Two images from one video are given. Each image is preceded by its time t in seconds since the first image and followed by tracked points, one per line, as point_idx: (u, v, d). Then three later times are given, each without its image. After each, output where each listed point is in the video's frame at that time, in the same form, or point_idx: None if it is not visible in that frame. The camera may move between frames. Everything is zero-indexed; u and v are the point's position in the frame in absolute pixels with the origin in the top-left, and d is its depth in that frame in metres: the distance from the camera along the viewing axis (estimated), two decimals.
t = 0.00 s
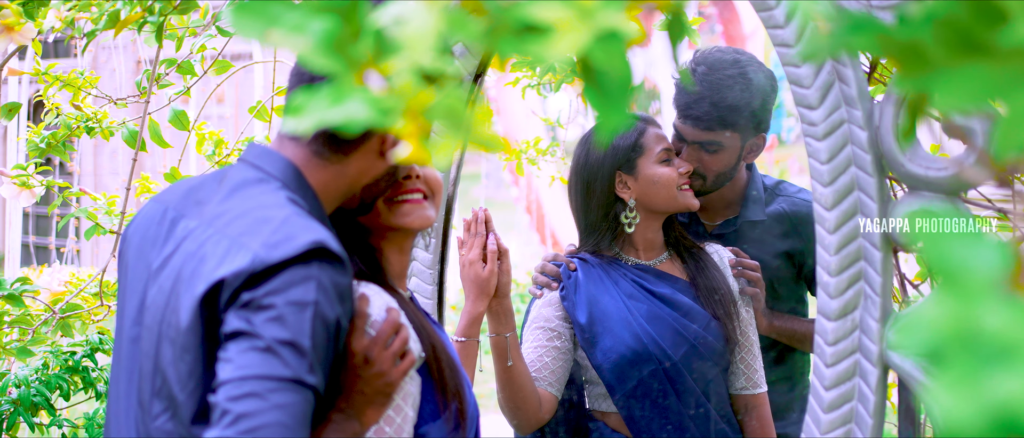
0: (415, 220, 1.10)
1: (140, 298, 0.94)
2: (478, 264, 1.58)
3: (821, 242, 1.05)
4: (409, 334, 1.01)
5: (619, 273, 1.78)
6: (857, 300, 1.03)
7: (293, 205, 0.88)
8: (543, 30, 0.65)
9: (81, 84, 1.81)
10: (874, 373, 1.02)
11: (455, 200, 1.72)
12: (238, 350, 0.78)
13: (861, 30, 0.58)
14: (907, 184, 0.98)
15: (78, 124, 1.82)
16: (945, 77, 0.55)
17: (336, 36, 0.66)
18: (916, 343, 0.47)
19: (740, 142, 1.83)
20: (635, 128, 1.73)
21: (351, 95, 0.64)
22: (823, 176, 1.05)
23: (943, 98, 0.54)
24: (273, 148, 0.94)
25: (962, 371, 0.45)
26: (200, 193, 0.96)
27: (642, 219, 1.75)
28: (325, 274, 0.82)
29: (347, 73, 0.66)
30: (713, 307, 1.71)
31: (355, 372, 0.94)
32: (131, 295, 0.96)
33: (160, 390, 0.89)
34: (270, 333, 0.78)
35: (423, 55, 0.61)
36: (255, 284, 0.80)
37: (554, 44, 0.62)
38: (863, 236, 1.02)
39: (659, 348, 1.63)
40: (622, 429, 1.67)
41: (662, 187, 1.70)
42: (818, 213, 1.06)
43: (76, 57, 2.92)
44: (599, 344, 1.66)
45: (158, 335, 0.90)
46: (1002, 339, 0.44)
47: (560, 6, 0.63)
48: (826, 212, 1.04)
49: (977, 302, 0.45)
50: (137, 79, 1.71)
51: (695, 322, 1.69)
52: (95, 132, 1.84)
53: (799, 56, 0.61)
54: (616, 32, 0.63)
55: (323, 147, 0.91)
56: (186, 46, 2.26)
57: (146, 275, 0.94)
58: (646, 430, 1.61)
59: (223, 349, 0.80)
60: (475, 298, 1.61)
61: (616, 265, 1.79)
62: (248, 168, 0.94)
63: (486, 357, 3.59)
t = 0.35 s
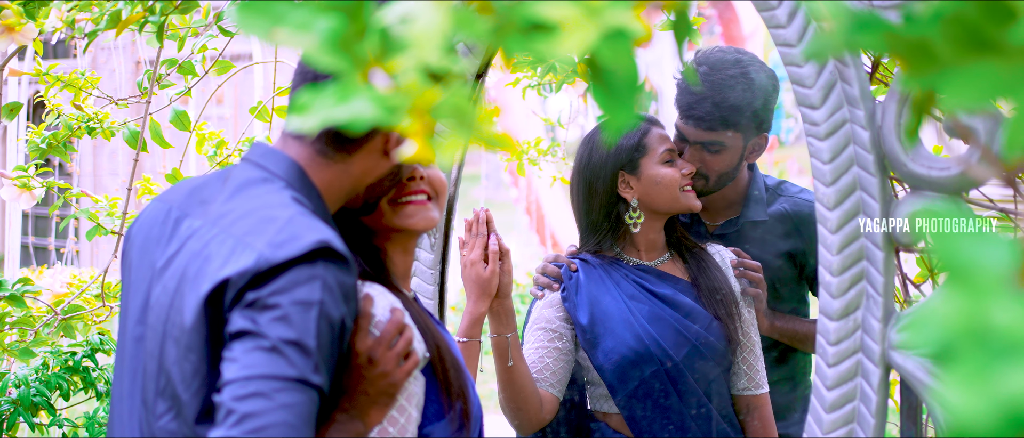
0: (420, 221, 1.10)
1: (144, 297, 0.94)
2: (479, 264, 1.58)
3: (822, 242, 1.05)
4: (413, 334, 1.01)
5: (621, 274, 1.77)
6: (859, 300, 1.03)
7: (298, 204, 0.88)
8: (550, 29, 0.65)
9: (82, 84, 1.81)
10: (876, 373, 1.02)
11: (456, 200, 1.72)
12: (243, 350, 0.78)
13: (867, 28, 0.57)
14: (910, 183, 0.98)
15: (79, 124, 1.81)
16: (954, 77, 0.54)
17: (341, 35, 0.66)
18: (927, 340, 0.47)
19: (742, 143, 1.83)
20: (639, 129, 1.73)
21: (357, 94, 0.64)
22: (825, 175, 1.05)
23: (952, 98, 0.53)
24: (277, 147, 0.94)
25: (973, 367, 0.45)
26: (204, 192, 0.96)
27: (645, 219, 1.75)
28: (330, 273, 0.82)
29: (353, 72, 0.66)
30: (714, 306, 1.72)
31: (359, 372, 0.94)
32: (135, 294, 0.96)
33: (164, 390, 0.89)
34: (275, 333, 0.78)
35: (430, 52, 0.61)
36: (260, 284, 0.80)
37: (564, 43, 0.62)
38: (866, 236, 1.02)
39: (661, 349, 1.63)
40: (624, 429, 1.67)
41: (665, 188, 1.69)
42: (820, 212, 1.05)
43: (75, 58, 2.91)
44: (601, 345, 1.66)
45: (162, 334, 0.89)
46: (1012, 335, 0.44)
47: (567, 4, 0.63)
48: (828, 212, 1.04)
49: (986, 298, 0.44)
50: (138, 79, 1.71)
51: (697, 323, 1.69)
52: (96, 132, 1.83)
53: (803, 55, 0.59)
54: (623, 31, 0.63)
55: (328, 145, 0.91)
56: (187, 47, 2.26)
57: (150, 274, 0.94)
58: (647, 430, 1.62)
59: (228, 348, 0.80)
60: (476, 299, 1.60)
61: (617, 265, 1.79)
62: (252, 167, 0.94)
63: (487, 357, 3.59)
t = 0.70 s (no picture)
0: (423, 223, 1.10)
1: (146, 297, 0.93)
2: (480, 265, 1.58)
3: (825, 242, 1.04)
4: (417, 334, 1.01)
5: (622, 275, 1.77)
6: (861, 300, 1.03)
7: (300, 204, 0.87)
8: (555, 28, 0.65)
9: (83, 85, 1.81)
10: (878, 372, 1.02)
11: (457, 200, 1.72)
12: (245, 350, 0.78)
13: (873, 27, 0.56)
14: (912, 183, 0.98)
15: (81, 125, 1.81)
16: (960, 75, 0.52)
17: (346, 34, 0.65)
18: (937, 338, 0.46)
19: (744, 143, 1.84)
20: (642, 129, 1.73)
21: (362, 93, 0.64)
22: (827, 175, 1.05)
23: (957, 96, 0.51)
24: (280, 147, 0.94)
25: (984, 365, 0.44)
26: (206, 192, 0.96)
27: (647, 220, 1.75)
28: (332, 273, 0.82)
29: (358, 71, 0.65)
30: (715, 307, 1.72)
31: (362, 372, 0.94)
32: (137, 295, 0.95)
33: (167, 390, 0.89)
34: (278, 333, 0.77)
35: (440, 50, 0.60)
36: (262, 284, 0.80)
37: (568, 41, 0.63)
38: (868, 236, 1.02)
39: (662, 350, 1.63)
40: (626, 429, 1.67)
41: (667, 189, 1.69)
42: (821, 212, 1.05)
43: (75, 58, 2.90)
44: (601, 346, 1.65)
45: (164, 334, 0.89)
46: None
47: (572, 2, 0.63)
48: (829, 212, 1.04)
49: (996, 296, 0.44)
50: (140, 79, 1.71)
51: (698, 323, 1.69)
52: (98, 133, 1.83)
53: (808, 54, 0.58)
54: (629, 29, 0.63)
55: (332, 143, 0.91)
56: (189, 48, 2.26)
57: (153, 274, 0.94)
58: (648, 430, 1.62)
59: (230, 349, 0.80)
60: (478, 299, 1.61)
61: (618, 266, 1.80)
62: (254, 167, 0.94)
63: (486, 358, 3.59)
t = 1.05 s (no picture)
0: (425, 224, 1.10)
1: (147, 297, 0.93)
2: (481, 265, 1.58)
3: (826, 242, 1.04)
4: (419, 334, 1.01)
5: (622, 276, 1.77)
6: (862, 300, 1.03)
7: (301, 204, 0.87)
8: (560, 27, 0.65)
9: (84, 85, 1.81)
10: (879, 373, 1.02)
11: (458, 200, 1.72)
12: (246, 350, 0.78)
13: (878, 27, 0.55)
14: (913, 184, 0.98)
15: (83, 125, 1.81)
16: (964, 76, 0.51)
17: (351, 33, 0.65)
18: (945, 336, 0.46)
19: (746, 143, 1.84)
20: (644, 129, 1.73)
21: (366, 92, 0.63)
22: (828, 176, 1.05)
23: (958, 99, 0.50)
24: (281, 146, 0.94)
25: (995, 362, 0.44)
26: (208, 192, 0.96)
27: (648, 220, 1.75)
28: (333, 273, 0.81)
29: (362, 70, 0.65)
30: (716, 307, 1.72)
31: (364, 372, 0.94)
32: (139, 295, 0.95)
33: (169, 390, 0.89)
34: (278, 333, 0.77)
35: (444, 48, 0.60)
36: (262, 284, 0.80)
37: (572, 39, 0.63)
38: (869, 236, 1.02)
39: (663, 350, 1.63)
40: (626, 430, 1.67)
41: (669, 190, 1.70)
42: (822, 212, 1.05)
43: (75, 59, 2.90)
44: (602, 347, 1.65)
45: (166, 334, 0.89)
46: None
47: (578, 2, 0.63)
48: (830, 212, 1.04)
49: (1005, 292, 0.44)
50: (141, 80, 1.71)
51: (698, 323, 1.69)
52: (100, 133, 1.83)
53: (812, 53, 0.58)
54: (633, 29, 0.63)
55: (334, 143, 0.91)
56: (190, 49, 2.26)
57: (155, 274, 0.94)
58: (649, 431, 1.62)
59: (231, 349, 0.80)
60: (479, 299, 1.61)
61: (618, 266, 1.80)
62: (256, 167, 0.94)
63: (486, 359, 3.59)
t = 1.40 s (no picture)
0: (428, 224, 1.10)
1: (149, 297, 0.93)
2: (483, 265, 1.58)
3: (827, 242, 1.04)
4: (423, 334, 1.01)
5: (623, 276, 1.77)
6: (864, 300, 1.03)
7: (302, 203, 0.87)
8: (565, 25, 0.65)
9: (85, 85, 1.80)
10: (880, 373, 1.01)
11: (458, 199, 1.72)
12: (246, 351, 0.77)
13: (885, 26, 0.54)
14: (914, 184, 0.98)
15: (84, 124, 1.81)
16: (968, 76, 0.50)
17: (355, 31, 0.65)
18: (956, 333, 0.46)
19: (748, 143, 1.84)
20: (647, 129, 1.73)
21: (370, 91, 0.63)
22: (829, 176, 1.05)
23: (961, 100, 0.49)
24: (284, 146, 0.94)
25: (1007, 360, 0.44)
26: (210, 191, 0.95)
27: (649, 220, 1.76)
28: (334, 274, 0.81)
29: (366, 68, 0.64)
30: (716, 308, 1.73)
31: (366, 372, 0.94)
32: (141, 294, 0.95)
33: (171, 389, 0.89)
34: (279, 334, 0.77)
35: (449, 47, 0.60)
36: (263, 284, 0.79)
37: (578, 38, 0.63)
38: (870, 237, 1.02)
39: (664, 351, 1.63)
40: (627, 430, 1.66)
41: (671, 190, 1.70)
42: (824, 212, 1.05)
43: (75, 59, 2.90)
44: (603, 347, 1.65)
45: (168, 334, 0.89)
46: None
47: None
48: (832, 212, 1.04)
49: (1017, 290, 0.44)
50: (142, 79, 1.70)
51: (699, 324, 1.70)
52: (100, 133, 1.83)
53: (817, 53, 0.57)
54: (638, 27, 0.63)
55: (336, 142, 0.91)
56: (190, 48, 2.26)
57: (157, 274, 0.93)
58: (650, 431, 1.62)
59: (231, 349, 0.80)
60: (480, 300, 1.60)
61: (619, 266, 1.79)
62: (257, 166, 0.94)
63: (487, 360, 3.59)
